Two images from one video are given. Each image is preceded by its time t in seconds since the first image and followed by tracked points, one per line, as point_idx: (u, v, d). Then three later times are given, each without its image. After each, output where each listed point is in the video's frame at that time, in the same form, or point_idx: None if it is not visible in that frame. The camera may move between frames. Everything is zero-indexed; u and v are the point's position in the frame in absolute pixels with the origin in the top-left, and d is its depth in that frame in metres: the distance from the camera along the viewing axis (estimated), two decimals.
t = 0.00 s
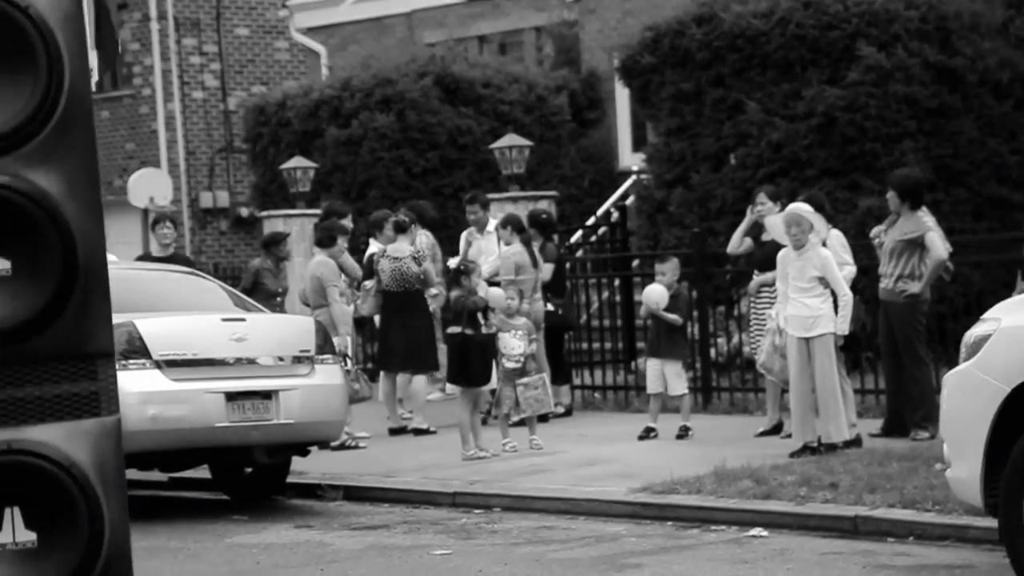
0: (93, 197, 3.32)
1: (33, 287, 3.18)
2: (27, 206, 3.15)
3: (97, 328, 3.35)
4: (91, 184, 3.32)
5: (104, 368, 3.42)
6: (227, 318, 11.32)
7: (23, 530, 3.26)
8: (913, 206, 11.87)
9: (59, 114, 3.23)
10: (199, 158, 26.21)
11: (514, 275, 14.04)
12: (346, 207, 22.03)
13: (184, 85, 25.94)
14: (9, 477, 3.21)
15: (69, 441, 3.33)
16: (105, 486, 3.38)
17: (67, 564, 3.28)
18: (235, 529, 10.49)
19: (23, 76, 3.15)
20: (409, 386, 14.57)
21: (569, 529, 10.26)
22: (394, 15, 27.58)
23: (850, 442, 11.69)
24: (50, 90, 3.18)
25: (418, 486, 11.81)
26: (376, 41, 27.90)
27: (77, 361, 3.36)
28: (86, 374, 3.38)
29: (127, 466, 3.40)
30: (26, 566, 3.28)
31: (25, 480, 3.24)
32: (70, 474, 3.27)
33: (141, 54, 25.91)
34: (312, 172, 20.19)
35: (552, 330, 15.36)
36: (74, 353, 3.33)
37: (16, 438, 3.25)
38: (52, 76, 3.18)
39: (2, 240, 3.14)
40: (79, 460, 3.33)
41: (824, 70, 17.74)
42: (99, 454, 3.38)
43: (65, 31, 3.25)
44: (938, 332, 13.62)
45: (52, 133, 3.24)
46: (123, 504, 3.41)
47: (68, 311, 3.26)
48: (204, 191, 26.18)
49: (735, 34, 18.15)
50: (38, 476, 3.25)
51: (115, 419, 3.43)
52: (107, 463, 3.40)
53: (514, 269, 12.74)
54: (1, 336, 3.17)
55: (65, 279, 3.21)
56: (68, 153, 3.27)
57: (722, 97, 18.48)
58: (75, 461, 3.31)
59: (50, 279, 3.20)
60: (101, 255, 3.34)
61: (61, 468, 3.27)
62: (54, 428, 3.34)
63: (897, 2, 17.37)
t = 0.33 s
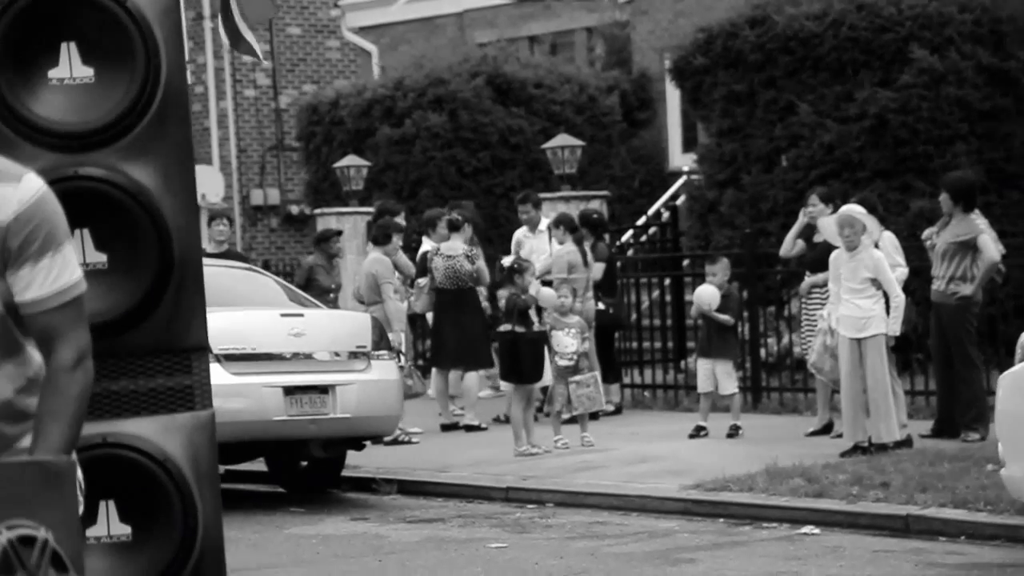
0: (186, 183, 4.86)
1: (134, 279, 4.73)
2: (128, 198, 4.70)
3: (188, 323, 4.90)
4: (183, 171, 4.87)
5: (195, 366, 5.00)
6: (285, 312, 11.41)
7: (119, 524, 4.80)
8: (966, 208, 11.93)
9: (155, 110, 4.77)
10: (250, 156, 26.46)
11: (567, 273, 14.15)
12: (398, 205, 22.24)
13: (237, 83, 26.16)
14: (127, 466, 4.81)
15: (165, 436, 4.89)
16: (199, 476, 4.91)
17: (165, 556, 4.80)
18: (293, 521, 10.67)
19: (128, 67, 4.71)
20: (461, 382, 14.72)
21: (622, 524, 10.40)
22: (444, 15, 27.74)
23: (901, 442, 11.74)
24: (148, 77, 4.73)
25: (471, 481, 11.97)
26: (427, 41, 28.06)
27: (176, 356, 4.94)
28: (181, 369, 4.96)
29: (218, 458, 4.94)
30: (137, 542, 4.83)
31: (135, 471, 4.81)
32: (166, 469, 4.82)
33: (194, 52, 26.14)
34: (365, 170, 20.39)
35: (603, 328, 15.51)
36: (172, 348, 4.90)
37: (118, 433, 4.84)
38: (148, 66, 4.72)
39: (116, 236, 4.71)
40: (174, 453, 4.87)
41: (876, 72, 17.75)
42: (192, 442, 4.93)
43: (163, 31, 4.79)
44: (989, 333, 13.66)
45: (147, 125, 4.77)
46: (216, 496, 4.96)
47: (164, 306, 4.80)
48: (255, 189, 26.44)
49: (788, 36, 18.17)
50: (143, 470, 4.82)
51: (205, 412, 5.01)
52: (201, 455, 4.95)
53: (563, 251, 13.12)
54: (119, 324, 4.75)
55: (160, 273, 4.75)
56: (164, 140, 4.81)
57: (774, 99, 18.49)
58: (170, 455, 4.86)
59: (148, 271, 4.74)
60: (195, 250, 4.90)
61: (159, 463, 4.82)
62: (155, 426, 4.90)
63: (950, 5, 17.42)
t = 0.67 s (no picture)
0: (285, 177, 4.45)
1: (230, 272, 4.37)
2: (223, 190, 4.35)
3: (286, 316, 4.47)
4: (283, 164, 4.45)
5: (293, 358, 4.53)
6: (345, 307, 11.61)
7: (211, 519, 4.36)
8: (1020, 213, 12.05)
9: (256, 100, 4.34)
10: (302, 152, 26.70)
11: (621, 272, 14.27)
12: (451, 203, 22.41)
13: (290, 81, 26.36)
14: (216, 459, 4.38)
15: (258, 431, 4.45)
16: (294, 473, 4.47)
17: (257, 553, 4.36)
18: (351, 512, 10.86)
19: (226, 57, 4.31)
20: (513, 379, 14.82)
21: (675, 521, 10.54)
22: (499, 15, 27.82)
23: (953, 445, 11.78)
24: (247, 69, 4.31)
25: (524, 477, 12.13)
26: (480, 41, 28.22)
27: (270, 348, 4.49)
28: (275, 362, 4.50)
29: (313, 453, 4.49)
30: (229, 537, 4.38)
31: (226, 465, 4.38)
32: (259, 464, 4.39)
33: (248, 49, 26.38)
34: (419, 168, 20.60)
35: (654, 327, 15.67)
36: (267, 341, 4.47)
37: (212, 427, 4.42)
38: (247, 60, 4.31)
39: (213, 229, 4.38)
40: (268, 448, 4.43)
41: (932, 77, 17.79)
42: (286, 439, 4.48)
43: (263, 21, 4.38)
44: None
45: (249, 115, 4.35)
46: (308, 493, 4.50)
47: (260, 298, 4.41)
48: (307, 185, 26.70)
49: (843, 39, 18.27)
50: (236, 466, 4.39)
51: (302, 408, 4.55)
52: (295, 452, 4.49)
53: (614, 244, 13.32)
54: (212, 317, 4.37)
55: (257, 265, 4.37)
56: (265, 130, 4.39)
57: (828, 102, 18.55)
58: (263, 450, 4.43)
59: (243, 265, 4.37)
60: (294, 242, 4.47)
61: (250, 457, 4.39)
62: (248, 419, 4.47)
63: (1007, 11, 17.52)
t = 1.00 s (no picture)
0: (391, 178, 4.32)
1: (333, 274, 4.27)
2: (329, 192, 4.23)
3: (388, 316, 4.33)
4: (388, 164, 4.31)
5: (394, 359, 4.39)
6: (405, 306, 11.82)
7: (312, 520, 4.22)
8: None
9: (362, 99, 4.21)
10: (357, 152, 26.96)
11: (676, 274, 14.39)
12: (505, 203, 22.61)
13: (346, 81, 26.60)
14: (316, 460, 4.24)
15: (359, 433, 4.30)
16: (394, 477, 4.33)
17: (358, 555, 4.22)
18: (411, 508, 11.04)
19: (334, 56, 4.21)
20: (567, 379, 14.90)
21: (733, 521, 10.65)
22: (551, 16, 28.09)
23: (1008, 447, 11.83)
24: (355, 67, 4.19)
25: (581, 475, 12.25)
26: (533, 42, 28.33)
27: (371, 350, 4.34)
28: (376, 364, 4.36)
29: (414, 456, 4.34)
30: (331, 538, 4.24)
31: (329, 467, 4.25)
32: (359, 466, 4.26)
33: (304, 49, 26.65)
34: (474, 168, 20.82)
35: (707, 329, 15.79)
36: (370, 342, 4.33)
37: (313, 428, 4.26)
38: (353, 59, 4.19)
39: (316, 233, 4.28)
40: (368, 450, 4.29)
41: (988, 81, 17.39)
42: (386, 441, 4.33)
43: (373, 16, 4.22)
44: None
45: (354, 116, 4.23)
46: (410, 496, 4.36)
47: (363, 300, 4.29)
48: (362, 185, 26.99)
49: (900, 43, 18.13)
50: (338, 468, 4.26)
51: (402, 410, 4.39)
52: (396, 453, 4.35)
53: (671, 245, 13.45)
54: (312, 314, 4.25)
55: (361, 266, 4.26)
56: (370, 133, 4.26)
57: (884, 106, 18.43)
58: (365, 453, 4.28)
59: (348, 265, 4.26)
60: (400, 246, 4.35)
61: (352, 459, 4.25)
62: (348, 421, 4.31)
63: None
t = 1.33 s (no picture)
0: (478, 182, 4.96)
1: (426, 277, 4.90)
2: (421, 195, 4.86)
3: (478, 323, 4.98)
4: (476, 170, 4.96)
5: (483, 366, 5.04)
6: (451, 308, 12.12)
7: (404, 525, 4.87)
8: None
9: (451, 106, 4.86)
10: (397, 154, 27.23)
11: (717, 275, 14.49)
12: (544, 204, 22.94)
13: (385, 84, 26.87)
14: (416, 469, 4.88)
15: (449, 438, 4.96)
16: (482, 480, 4.98)
17: (449, 557, 4.86)
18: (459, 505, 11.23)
19: (425, 60, 4.83)
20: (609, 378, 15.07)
21: (777, 518, 10.79)
22: (588, 19, 28.21)
23: None
24: (444, 73, 4.82)
25: (625, 473, 12.40)
26: (570, 44, 28.52)
27: (462, 356, 5.00)
28: (467, 369, 5.01)
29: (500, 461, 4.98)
30: (421, 543, 4.88)
31: (424, 472, 4.88)
32: (450, 471, 4.90)
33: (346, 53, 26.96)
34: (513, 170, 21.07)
35: (746, 328, 15.92)
36: (459, 347, 4.98)
37: (406, 434, 4.91)
38: (445, 62, 4.81)
39: (410, 235, 4.91)
40: (458, 456, 4.94)
41: None
42: (473, 447, 4.98)
43: (461, 22, 4.84)
44: None
45: (443, 120, 4.87)
46: (497, 498, 5.01)
47: (454, 303, 4.92)
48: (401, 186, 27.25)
49: (939, 44, 16.99)
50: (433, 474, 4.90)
51: (491, 416, 5.05)
52: (484, 457, 5.00)
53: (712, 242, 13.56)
54: (410, 321, 4.89)
55: (451, 270, 4.89)
56: (459, 136, 4.91)
57: (923, 107, 17.27)
58: (454, 457, 4.93)
59: (439, 266, 4.89)
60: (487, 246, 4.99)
61: (443, 465, 4.90)
62: (439, 427, 4.97)
63: None
